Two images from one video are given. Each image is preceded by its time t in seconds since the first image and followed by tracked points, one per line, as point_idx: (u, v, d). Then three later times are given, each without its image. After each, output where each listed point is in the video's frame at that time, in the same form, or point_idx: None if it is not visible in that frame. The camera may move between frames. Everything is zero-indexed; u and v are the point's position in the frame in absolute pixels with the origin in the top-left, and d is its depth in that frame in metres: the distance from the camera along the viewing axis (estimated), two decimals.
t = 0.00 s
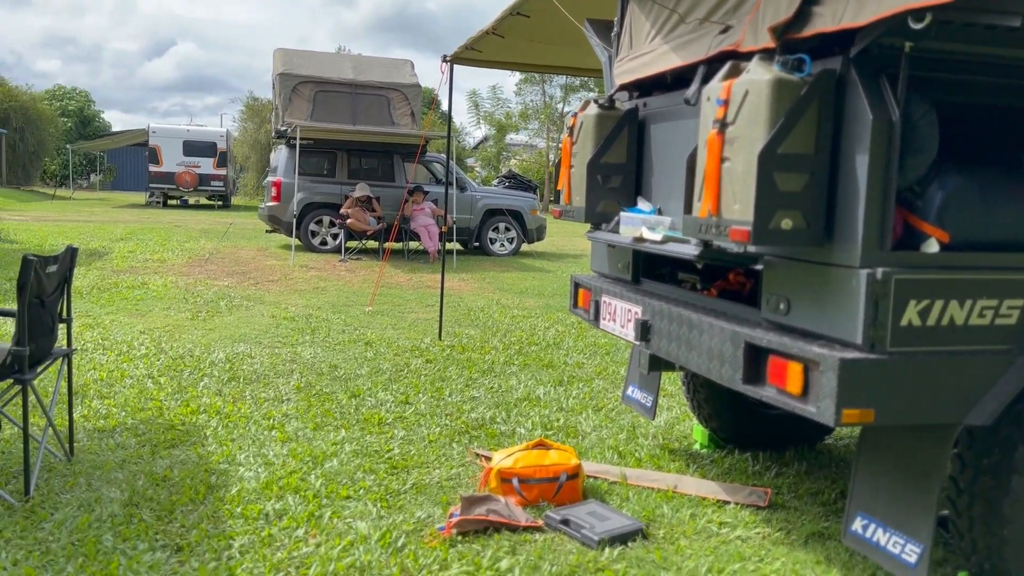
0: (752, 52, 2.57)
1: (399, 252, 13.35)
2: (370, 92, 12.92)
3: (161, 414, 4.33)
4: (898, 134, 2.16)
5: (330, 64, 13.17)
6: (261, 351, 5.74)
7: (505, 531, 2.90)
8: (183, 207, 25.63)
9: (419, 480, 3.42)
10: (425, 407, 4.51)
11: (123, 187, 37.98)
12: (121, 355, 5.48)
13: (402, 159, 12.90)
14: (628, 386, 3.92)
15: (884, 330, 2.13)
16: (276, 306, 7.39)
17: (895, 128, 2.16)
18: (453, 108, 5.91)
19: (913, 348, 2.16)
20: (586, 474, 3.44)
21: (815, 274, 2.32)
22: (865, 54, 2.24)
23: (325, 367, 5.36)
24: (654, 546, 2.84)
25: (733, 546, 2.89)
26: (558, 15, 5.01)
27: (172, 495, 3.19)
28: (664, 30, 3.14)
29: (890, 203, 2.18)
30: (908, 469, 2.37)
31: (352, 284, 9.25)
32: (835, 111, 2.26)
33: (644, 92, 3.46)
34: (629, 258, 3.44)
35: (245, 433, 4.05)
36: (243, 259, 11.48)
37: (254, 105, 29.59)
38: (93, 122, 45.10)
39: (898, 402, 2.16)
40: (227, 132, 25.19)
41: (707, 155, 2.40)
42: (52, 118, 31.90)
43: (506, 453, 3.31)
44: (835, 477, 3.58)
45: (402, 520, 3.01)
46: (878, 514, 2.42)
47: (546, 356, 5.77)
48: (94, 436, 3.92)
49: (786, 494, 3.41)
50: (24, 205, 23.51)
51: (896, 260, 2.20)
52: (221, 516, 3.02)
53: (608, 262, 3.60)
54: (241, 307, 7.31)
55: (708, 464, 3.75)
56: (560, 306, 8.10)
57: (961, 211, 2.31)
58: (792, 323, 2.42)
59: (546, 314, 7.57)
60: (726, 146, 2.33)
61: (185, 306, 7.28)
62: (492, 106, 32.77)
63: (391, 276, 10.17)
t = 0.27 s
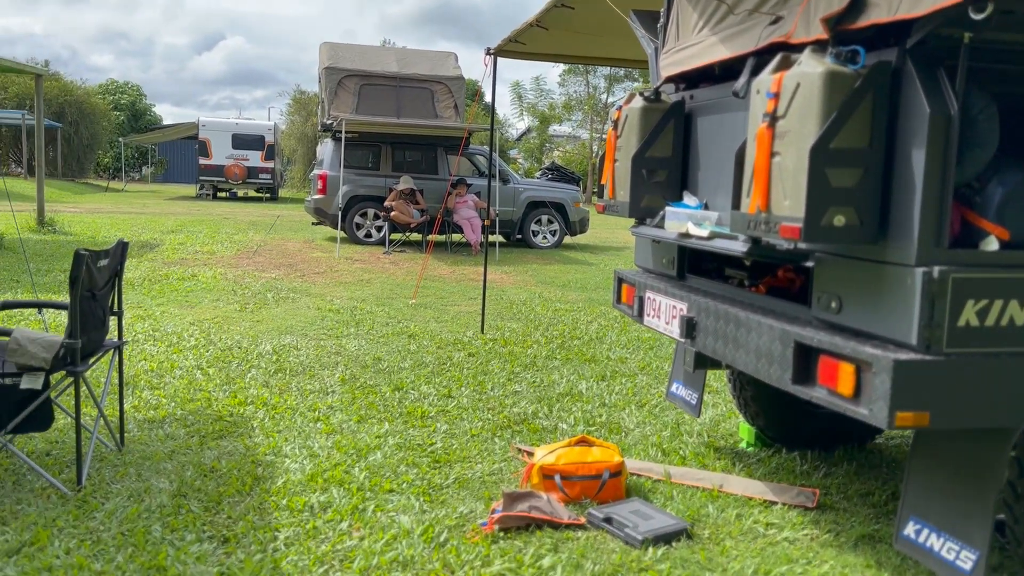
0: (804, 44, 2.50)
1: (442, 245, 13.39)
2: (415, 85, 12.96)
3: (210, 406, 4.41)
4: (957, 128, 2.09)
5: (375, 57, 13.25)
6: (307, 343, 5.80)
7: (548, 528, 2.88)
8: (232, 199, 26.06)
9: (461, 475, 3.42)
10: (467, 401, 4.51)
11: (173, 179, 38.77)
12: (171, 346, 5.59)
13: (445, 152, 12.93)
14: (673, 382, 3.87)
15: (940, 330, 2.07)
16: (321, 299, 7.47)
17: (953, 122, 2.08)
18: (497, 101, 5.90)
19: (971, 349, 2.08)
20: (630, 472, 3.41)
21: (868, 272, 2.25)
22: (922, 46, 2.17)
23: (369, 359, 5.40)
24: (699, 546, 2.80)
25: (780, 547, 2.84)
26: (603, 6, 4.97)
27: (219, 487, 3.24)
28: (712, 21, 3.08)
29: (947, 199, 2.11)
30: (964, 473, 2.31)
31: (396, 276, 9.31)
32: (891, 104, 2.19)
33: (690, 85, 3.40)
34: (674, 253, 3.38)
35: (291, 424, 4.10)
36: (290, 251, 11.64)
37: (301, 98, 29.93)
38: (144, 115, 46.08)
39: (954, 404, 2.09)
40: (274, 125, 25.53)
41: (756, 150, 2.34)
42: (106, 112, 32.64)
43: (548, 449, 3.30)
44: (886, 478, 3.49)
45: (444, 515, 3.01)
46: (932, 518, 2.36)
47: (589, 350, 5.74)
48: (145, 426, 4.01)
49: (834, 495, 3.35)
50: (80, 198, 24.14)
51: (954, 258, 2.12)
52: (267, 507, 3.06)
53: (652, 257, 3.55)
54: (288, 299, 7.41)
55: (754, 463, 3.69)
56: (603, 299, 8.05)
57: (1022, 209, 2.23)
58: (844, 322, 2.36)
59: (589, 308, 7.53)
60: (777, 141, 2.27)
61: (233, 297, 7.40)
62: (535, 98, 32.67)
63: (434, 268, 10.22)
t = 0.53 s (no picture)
0: (852, 42, 2.43)
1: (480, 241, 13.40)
2: (454, 81, 12.98)
3: (250, 403, 4.45)
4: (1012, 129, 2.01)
5: (414, 54, 13.29)
6: (346, 340, 5.84)
7: (585, 533, 2.86)
8: (274, 194, 26.40)
9: (498, 476, 3.40)
10: (504, 401, 4.49)
11: (216, 174, 39.37)
12: (213, 342, 5.66)
13: (484, 148, 12.93)
14: (712, 385, 3.82)
15: (992, 338, 1.99)
16: (360, 295, 7.51)
17: (1008, 123, 2.01)
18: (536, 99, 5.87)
19: None
20: (669, 476, 3.37)
21: (917, 278, 2.19)
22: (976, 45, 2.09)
23: (407, 357, 5.41)
24: (739, 554, 2.76)
25: (823, 556, 2.78)
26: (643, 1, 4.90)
27: (259, 485, 3.28)
28: (756, 18, 3.02)
29: (1001, 204, 2.04)
30: (1016, 485, 2.23)
31: (435, 273, 9.34)
32: (942, 105, 2.12)
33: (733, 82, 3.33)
34: (715, 254, 3.33)
35: (329, 422, 4.12)
36: (330, 247, 11.74)
37: (341, 94, 30.16)
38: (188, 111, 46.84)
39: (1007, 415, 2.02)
40: (316, 121, 25.79)
41: (801, 151, 2.29)
42: (152, 108, 33.23)
43: (585, 452, 3.27)
44: (933, 485, 3.40)
45: (481, 517, 3.00)
46: (982, 532, 2.28)
47: (627, 350, 5.68)
48: (186, 422, 4.06)
49: (879, 502, 3.27)
50: (127, 193, 24.64)
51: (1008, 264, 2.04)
52: (305, 506, 3.08)
53: (692, 257, 3.49)
54: (328, 295, 7.47)
55: (795, 468, 3.63)
56: (642, 297, 7.98)
57: None
58: (891, 328, 2.29)
59: (628, 306, 7.47)
60: (823, 142, 2.21)
61: (274, 294, 7.48)
62: (574, 92, 32.51)
63: (473, 265, 10.23)
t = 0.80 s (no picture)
0: (895, 45, 2.36)
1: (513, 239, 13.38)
2: (487, 79, 12.97)
3: (283, 404, 4.48)
4: None
5: (448, 52, 13.30)
6: (379, 340, 5.85)
7: (617, 543, 2.82)
8: (310, 192, 26.61)
9: (529, 482, 3.37)
10: (536, 404, 4.46)
11: (254, 172, 39.83)
12: (248, 342, 5.71)
13: (517, 146, 12.90)
14: (748, 391, 3.75)
15: None
16: (394, 295, 7.53)
17: None
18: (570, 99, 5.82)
19: None
20: (703, 485, 3.32)
21: (963, 288, 2.11)
22: None
23: (439, 359, 5.40)
24: (775, 568, 2.70)
25: (863, 571, 2.71)
26: None
27: (291, 487, 3.29)
28: (796, 18, 2.95)
29: None
30: None
31: (468, 272, 9.33)
32: (991, 110, 2.04)
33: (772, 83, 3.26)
34: (752, 259, 3.26)
35: (362, 424, 4.13)
36: (364, 245, 11.79)
37: (377, 92, 30.31)
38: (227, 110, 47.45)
39: None
40: (351, 119, 25.95)
41: (843, 157, 2.22)
42: (191, 107, 33.69)
43: (618, 459, 3.23)
44: (977, 498, 3.30)
45: (511, 524, 2.97)
46: None
47: (661, 353, 5.61)
48: (221, 423, 4.09)
49: (920, 515, 3.18)
50: (167, 191, 25.03)
51: None
52: (336, 510, 3.08)
53: (728, 262, 3.42)
54: (362, 295, 7.49)
55: (833, 478, 3.55)
56: (676, 298, 7.89)
57: None
58: (936, 339, 2.21)
59: (662, 307, 7.39)
60: (865, 148, 2.15)
61: (309, 293, 7.53)
62: (609, 89, 32.30)
63: (506, 264, 10.21)
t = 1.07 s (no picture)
0: (936, 52, 2.28)
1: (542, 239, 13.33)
2: (517, 78, 12.92)
3: (311, 408, 4.48)
4: None
5: (477, 51, 13.27)
6: (406, 343, 5.84)
7: (645, 558, 2.77)
8: (340, 191, 26.76)
9: (555, 492, 3.33)
10: (563, 411, 4.41)
11: (285, 171, 40.18)
12: (276, 345, 5.72)
13: (546, 146, 12.84)
14: (782, 401, 3.68)
15: None
16: (422, 297, 7.51)
17: None
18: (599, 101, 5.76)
19: None
20: (734, 498, 3.26)
21: (1006, 304, 2.03)
22: None
23: (466, 362, 5.37)
24: None
25: None
26: None
27: (316, 495, 3.27)
28: (832, 22, 2.88)
29: None
30: None
31: (496, 273, 9.30)
32: None
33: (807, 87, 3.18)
34: (785, 267, 3.19)
35: (388, 430, 4.11)
36: (393, 245, 11.81)
37: (406, 90, 30.39)
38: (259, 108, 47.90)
39: None
40: (381, 118, 26.05)
41: (881, 167, 2.15)
42: (223, 106, 34.05)
43: (646, 471, 3.18)
44: (1018, 515, 3.20)
45: (537, 536, 2.94)
46: None
47: (691, 358, 5.54)
48: (248, 427, 4.10)
49: (959, 531, 3.09)
50: (200, 189, 25.33)
51: None
52: (361, 519, 3.06)
53: (760, 270, 3.35)
54: (390, 296, 7.50)
55: (868, 491, 3.46)
56: (707, 300, 7.78)
57: None
58: (977, 355, 2.14)
59: (692, 310, 7.29)
60: (904, 158, 2.08)
61: (337, 294, 7.54)
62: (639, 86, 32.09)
63: (534, 265, 10.16)
